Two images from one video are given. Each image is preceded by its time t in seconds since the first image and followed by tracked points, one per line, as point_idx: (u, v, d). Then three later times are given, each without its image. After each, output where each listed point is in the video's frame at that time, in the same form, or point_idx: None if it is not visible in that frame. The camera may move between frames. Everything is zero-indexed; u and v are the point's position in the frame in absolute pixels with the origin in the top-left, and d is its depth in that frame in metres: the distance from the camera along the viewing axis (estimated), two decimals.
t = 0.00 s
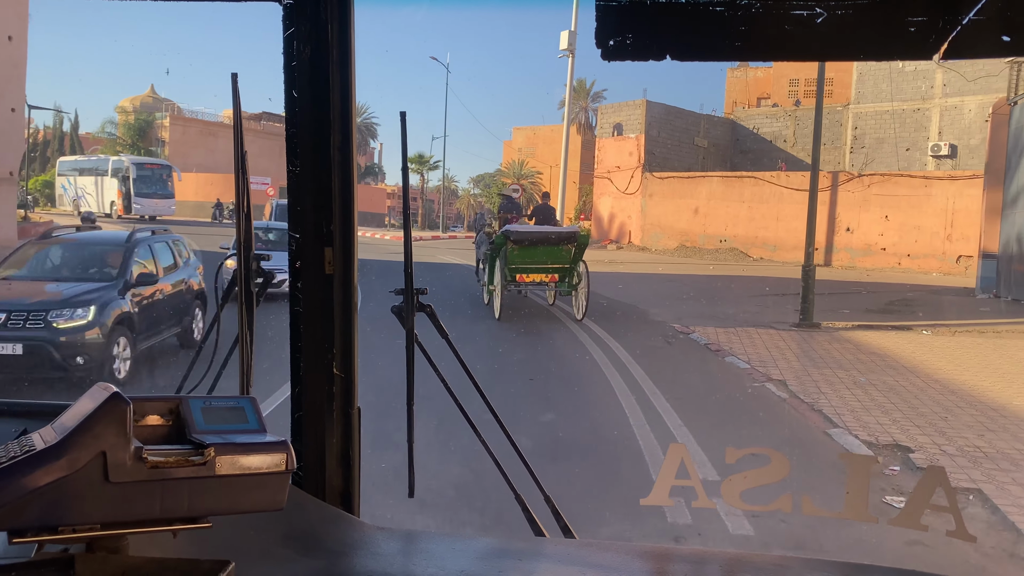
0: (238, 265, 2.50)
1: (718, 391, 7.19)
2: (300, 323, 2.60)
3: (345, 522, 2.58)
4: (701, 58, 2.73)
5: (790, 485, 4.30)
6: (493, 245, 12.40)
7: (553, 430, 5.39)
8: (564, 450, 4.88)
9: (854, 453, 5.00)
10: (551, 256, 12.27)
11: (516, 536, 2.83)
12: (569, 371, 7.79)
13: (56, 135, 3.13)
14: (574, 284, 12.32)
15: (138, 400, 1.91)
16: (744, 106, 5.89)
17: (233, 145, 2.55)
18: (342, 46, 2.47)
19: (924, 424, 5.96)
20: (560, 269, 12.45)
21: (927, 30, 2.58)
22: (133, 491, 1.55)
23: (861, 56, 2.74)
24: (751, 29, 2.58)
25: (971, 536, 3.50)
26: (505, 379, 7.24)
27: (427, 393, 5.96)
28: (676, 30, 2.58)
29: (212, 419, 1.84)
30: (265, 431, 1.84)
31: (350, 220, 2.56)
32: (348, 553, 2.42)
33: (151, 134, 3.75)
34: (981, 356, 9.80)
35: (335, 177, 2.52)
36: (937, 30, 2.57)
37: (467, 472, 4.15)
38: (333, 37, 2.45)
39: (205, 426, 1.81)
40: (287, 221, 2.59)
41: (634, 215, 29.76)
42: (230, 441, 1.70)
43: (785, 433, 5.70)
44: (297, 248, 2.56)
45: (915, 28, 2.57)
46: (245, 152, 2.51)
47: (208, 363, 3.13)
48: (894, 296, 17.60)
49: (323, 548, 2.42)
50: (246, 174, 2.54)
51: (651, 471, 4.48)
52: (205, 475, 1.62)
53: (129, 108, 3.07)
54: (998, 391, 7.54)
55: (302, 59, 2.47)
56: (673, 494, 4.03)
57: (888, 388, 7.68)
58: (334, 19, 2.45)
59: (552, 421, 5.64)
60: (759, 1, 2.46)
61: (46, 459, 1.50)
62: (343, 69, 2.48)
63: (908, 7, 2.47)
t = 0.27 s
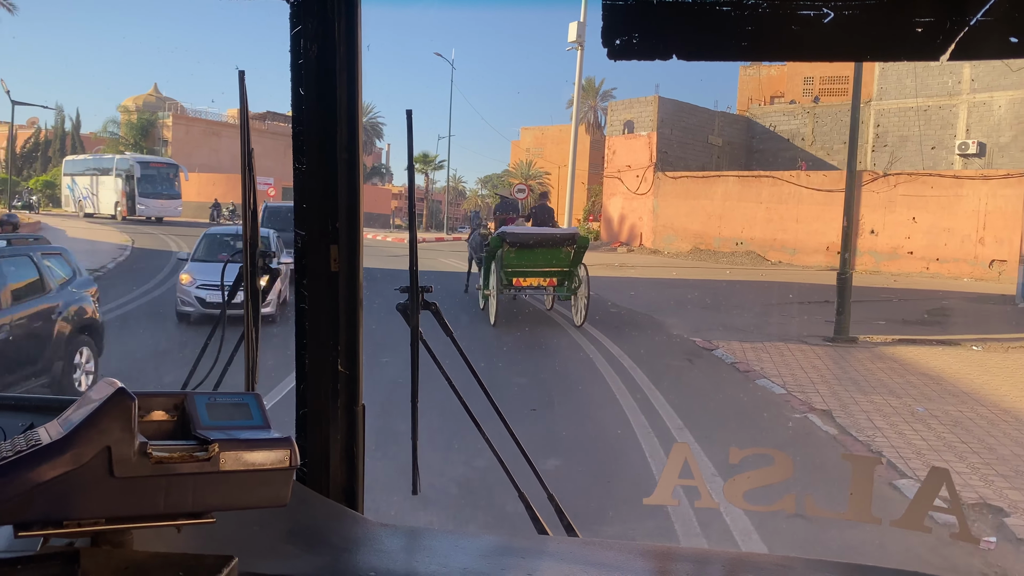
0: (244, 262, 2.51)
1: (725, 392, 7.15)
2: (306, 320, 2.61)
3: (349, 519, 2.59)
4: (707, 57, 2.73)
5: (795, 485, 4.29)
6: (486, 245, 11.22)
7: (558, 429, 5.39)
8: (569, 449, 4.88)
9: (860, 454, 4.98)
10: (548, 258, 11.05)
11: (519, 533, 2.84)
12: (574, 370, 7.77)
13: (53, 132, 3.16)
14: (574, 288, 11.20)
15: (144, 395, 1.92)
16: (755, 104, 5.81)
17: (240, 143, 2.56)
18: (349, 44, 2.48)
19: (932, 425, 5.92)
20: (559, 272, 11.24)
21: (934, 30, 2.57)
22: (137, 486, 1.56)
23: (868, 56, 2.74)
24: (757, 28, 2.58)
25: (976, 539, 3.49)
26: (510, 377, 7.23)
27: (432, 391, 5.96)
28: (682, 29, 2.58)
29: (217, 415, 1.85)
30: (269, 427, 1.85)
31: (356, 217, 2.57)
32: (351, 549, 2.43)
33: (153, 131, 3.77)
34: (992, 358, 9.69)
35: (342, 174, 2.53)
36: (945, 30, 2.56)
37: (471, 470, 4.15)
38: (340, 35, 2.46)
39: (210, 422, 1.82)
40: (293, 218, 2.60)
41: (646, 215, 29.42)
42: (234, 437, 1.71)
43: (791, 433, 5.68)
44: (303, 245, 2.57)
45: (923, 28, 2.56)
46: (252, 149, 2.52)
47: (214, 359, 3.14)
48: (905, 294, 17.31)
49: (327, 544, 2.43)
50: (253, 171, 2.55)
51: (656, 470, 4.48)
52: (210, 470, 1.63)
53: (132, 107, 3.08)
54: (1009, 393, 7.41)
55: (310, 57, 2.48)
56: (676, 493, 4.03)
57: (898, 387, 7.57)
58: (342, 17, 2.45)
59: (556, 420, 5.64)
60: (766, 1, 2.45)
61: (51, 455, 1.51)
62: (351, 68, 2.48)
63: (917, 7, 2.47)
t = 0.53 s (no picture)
0: (254, 262, 2.53)
1: (733, 394, 7.13)
2: (315, 319, 2.62)
3: (357, 517, 2.60)
4: (716, 58, 2.74)
5: (802, 487, 4.29)
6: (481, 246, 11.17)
7: (565, 429, 5.39)
8: (575, 449, 4.88)
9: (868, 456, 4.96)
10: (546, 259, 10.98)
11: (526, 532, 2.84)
12: (582, 371, 7.77)
13: (58, 131, 3.18)
14: (573, 291, 11.21)
15: (155, 393, 1.94)
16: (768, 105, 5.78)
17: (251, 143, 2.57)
18: (359, 45, 2.49)
19: (942, 428, 5.89)
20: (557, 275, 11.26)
21: (944, 32, 2.57)
22: (148, 483, 1.58)
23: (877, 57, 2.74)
24: (767, 30, 2.58)
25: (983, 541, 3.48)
26: (518, 378, 7.23)
27: (439, 391, 5.97)
28: (692, 30, 2.58)
29: (227, 413, 1.87)
30: (278, 425, 1.86)
31: (366, 217, 2.58)
32: (359, 548, 2.44)
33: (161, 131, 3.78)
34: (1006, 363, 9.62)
35: (351, 174, 2.54)
36: (954, 31, 2.56)
37: (477, 469, 4.16)
38: (351, 36, 2.47)
39: (220, 419, 1.83)
40: (303, 218, 2.61)
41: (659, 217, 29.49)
42: (244, 434, 1.72)
43: (799, 435, 5.67)
44: (312, 245, 2.58)
45: (932, 30, 2.56)
46: (263, 149, 2.53)
47: (223, 358, 3.16)
48: (918, 297, 17.17)
49: (335, 542, 2.44)
50: (263, 171, 2.56)
51: (662, 471, 4.48)
52: (220, 468, 1.65)
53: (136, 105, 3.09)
54: None
55: (320, 57, 2.49)
56: (683, 494, 4.03)
57: (911, 392, 7.49)
58: (353, 18, 2.47)
59: (564, 420, 5.64)
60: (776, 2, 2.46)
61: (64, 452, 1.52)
62: (360, 68, 2.49)
63: (927, 10, 2.47)
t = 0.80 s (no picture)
0: (259, 263, 2.54)
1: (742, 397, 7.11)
2: (318, 321, 2.63)
3: (361, 519, 2.61)
4: (720, 61, 2.73)
5: (806, 490, 4.28)
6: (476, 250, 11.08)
7: (570, 431, 5.39)
8: (579, 451, 4.88)
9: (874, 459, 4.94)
10: (544, 261, 10.92)
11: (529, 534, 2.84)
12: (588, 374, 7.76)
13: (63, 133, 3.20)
14: (572, 294, 11.09)
15: (158, 394, 1.95)
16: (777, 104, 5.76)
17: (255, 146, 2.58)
18: (363, 48, 2.50)
19: (951, 432, 5.86)
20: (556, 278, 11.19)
21: (947, 35, 2.57)
22: (151, 484, 1.58)
23: (881, 61, 2.74)
24: (771, 33, 2.58)
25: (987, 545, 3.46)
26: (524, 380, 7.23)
27: (445, 393, 5.97)
28: (695, 32, 2.58)
29: (230, 414, 1.87)
30: (281, 427, 1.87)
31: (369, 219, 2.59)
32: (362, 550, 2.45)
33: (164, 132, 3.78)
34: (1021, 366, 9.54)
35: (354, 176, 2.55)
36: (958, 35, 2.55)
37: (481, 471, 4.17)
38: (354, 39, 2.48)
39: (223, 421, 1.84)
40: (307, 220, 2.62)
41: (672, 219, 29.40)
42: (247, 436, 1.73)
43: (806, 438, 5.65)
44: (316, 247, 2.59)
45: (936, 33, 2.56)
46: (267, 152, 2.54)
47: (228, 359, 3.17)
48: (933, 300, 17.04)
49: (338, 543, 2.45)
50: (267, 174, 2.57)
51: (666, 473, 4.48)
52: (222, 469, 1.65)
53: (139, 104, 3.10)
54: None
55: (324, 60, 2.50)
56: (686, 496, 4.03)
57: (923, 396, 7.44)
58: (356, 20, 2.47)
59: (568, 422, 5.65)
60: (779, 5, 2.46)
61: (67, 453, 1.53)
62: (364, 71, 2.50)
63: (930, 13, 2.46)
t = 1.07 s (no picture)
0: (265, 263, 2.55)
1: (751, 398, 7.07)
2: (324, 320, 2.64)
3: (366, 518, 2.61)
4: (728, 62, 2.73)
5: (813, 491, 4.26)
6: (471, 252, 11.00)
7: (576, 432, 5.38)
8: (585, 452, 4.88)
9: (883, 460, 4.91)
10: (542, 263, 10.89)
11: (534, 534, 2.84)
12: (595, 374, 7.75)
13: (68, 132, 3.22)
14: (569, 297, 11.12)
15: (165, 393, 1.96)
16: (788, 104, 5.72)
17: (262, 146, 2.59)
18: (369, 48, 2.50)
19: (962, 433, 5.81)
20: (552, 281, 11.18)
21: (956, 35, 2.56)
22: (157, 482, 1.59)
23: (889, 62, 2.73)
24: (778, 32, 2.57)
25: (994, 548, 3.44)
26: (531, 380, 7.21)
27: (452, 393, 5.96)
28: (702, 32, 2.58)
29: (237, 413, 1.88)
30: (287, 425, 1.87)
31: (375, 219, 2.59)
32: (367, 549, 2.45)
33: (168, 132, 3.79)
34: None
35: (361, 176, 2.55)
36: (967, 35, 2.54)
37: (487, 471, 4.17)
38: (361, 39, 2.48)
39: (229, 419, 1.84)
40: (313, 220, 2.63)
41: (685, 219, 29.34)
42: (253, 435, 1.73)
43: (814, 439, 5.62)
44: (322, 247, 2.60)
45: (945, 33, 2.55)
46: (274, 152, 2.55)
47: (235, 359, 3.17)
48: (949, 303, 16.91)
49: (343, 542, 2.46)
50: (274, 174, 2.58)
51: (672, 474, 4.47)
52: (228, 467, 1.65)
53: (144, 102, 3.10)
54: None
55: (330, 60, 2.50)
56: (692, 497, 4.03)
57: (937, 397, 7.38)
58: (362, 20, 2.47)
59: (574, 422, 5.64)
60: (787, 5, 2.45)
61: (72, 452, 1.53)
62: (370, 70, 2.51)
63: (937, 13, 2.46)
